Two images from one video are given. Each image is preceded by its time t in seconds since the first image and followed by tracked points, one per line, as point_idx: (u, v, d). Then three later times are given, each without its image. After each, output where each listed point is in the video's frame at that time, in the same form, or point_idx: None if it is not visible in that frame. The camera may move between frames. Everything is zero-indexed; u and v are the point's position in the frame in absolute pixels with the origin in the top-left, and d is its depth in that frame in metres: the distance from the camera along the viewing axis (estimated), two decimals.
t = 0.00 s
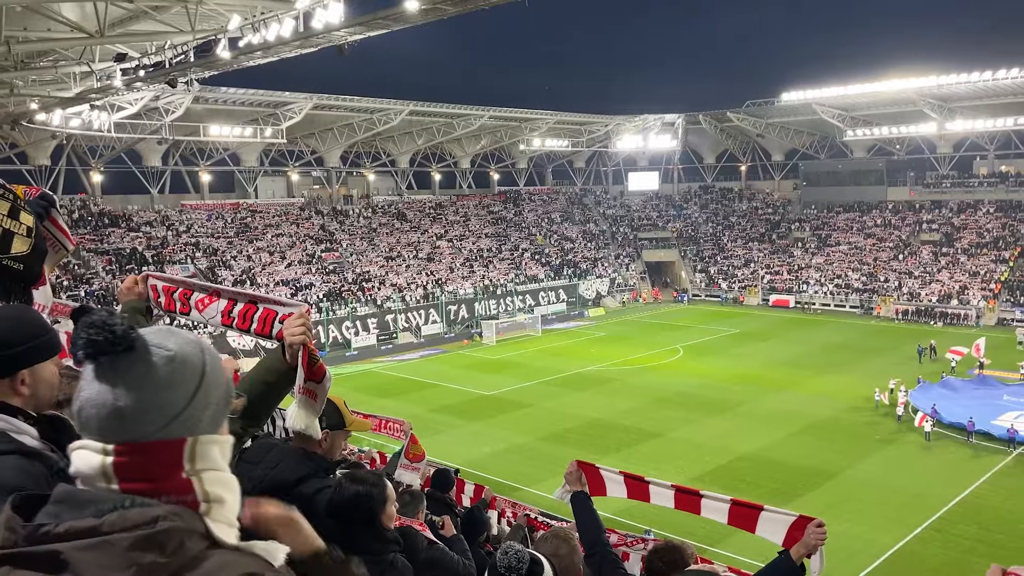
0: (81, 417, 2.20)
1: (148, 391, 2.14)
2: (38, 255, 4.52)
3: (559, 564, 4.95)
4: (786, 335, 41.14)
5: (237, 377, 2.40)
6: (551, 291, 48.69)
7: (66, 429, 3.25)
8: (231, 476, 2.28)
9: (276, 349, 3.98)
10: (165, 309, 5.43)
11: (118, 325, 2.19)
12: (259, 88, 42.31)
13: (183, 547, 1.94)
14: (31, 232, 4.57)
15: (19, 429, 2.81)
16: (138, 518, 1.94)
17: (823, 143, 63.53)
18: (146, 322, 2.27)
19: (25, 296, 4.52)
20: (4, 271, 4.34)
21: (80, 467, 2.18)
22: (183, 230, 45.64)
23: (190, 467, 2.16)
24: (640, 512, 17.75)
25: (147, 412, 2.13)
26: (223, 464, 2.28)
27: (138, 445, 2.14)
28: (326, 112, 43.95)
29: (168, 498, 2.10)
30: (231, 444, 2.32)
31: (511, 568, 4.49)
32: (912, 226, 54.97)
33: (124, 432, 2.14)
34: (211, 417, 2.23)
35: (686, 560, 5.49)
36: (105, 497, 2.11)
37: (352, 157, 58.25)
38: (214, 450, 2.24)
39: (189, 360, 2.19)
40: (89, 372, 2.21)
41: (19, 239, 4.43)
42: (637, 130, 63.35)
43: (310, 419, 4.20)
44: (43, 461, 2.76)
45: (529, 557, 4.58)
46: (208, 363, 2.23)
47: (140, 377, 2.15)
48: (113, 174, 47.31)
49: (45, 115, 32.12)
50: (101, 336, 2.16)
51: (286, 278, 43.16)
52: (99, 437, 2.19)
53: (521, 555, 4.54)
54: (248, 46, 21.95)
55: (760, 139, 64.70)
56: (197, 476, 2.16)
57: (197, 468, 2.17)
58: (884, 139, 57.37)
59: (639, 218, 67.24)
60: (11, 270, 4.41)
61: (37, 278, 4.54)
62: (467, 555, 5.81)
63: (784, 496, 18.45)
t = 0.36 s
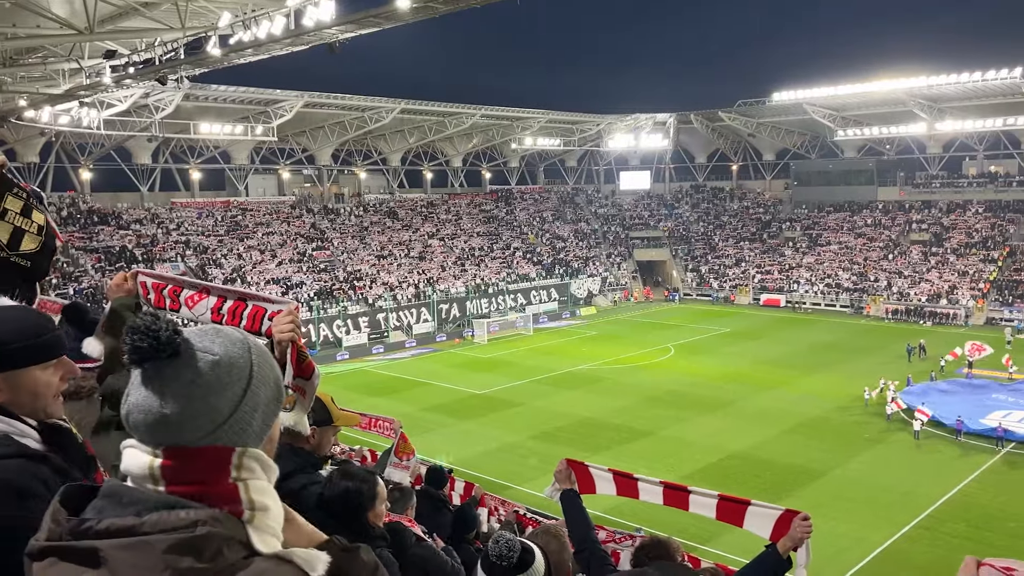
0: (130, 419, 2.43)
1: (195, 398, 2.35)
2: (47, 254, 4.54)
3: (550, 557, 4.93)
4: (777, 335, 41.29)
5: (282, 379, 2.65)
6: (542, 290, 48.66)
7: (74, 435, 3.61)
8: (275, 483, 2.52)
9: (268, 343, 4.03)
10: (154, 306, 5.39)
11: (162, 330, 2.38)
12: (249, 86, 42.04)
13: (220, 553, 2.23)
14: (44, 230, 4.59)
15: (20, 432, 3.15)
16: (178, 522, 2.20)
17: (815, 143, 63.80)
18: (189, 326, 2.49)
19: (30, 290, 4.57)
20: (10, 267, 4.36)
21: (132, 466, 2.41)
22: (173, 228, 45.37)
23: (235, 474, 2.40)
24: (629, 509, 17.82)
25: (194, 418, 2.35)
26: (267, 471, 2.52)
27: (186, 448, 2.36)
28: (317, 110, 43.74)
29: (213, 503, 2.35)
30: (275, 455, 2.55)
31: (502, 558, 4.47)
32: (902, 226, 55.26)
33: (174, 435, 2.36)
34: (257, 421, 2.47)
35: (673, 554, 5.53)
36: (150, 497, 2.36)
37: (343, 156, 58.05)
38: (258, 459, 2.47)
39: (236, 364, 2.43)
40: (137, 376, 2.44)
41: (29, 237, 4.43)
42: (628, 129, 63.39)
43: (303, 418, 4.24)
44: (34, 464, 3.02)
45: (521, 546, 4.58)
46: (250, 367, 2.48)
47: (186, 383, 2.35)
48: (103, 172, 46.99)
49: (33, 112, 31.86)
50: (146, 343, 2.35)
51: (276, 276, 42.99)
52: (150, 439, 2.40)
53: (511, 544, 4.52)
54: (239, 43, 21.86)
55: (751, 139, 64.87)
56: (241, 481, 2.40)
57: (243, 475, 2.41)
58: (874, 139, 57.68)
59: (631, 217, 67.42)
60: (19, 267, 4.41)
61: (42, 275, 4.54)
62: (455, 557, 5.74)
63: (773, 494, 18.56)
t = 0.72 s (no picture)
0: (152, 420, 2.46)
1: (211, 398, 2.36)
2: (63, 252, 4.64)
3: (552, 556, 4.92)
4: (770, 336, 41.41)
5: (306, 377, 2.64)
6: (536, 292, 48.69)
7: (90, 444, 3.53)
8: (301, 484, 2.50)
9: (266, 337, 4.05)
10: (149, 305, 5.41)
11: (181, 329, 2.40)
12: (242, 86, 41.92)
13: (242, 556, 2.18)
14: (57, 229, 4.70)
15: (37, 443, 3.13)
16: (206, 521, 2.20)
17: (807, 145, 64.04)
18: (210, 325, 2.50)
19: (53, 294, 4.63)
20: (35, 267, 4.47)
21: (156, 461, 2.42)
22: (166, 229, 45.18)
23: (257, 475, 2.38)
24: (622, 511, 17.82)
25: (212, 417, 2.36)
26: (291, 472, 2.50)
27: (208, 448, 2.36)
28: (311, 111, 43.65)
29: (238, 502, 2.34)
30: (297, 459, 2.52)
31: (505, 553, 4.46)
32: (894, 229, 55.51)
33: (195, 434, 2.38)
34: (276, 421, 2.46)
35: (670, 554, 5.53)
36: (174, 494, 2.37)
37: (337, 157, 57.98)
38: (279, 459, 2.45)
39: (254, 363, 2.42)
40: (159, 376, 2.46)
41: (47, 234, 4.54)
42: (622, 131, 63.51)
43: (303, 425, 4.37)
44: (44, 477, 3.04)
45: (524, 542, 4.56)
46: (270, 366, 2.47)
47: (203, 383, 2.37)
48: (95, 172, 46.80)
49: (25, 112, 31.67)
50: (163, 342, 2.38)
51: (269, 277, 42.93)
52: (172, 438, 2.42)
53: (515, 540, 4.51)
54: (233, 44, 21.80)
55: (744, 141, 65.09)
56: (263, 483, 2.38)
57: (264, 475, 2.38)
58: (867, 142, 57.94)
59: (624, 219, 67.57)
60: (39, 265, 4.52)
61: (61, 273, 4.64)
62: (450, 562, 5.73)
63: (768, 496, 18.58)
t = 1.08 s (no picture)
0: (132, 415, 2.47)
1: (184, 393, 2.35)
2: (66, 255, 4.71)
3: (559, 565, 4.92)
4: (765, 340, 41.50)
5: (286, 376, 2.62)
6: (531, 295, 48.68)
7: (72, 441, 3.56)
8: (277, 483, 2.48)
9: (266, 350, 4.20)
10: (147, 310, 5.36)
11: (157, 326, 2.43)
12: (238, 89, 41.87)
13: (208, 553, 2.21)
14: (61, 231, 4.74)
15: (17, 443, 3.16)
16: (173, 517, 2.23)
17: (802, 149, 64.20)
18: (190, 324, 2.52)
19: (53, 294, 4.70)
20: (39, 269, 4.52)
21: (135, 456, 2.41)
22: (161, 231, 45.05)
23: (227, 470, 2.35)
24: (616, 515, 17.83)
25: (185, 411, 2.35)
26: (267, 471, 2.48)
27: (180, 442, 2.35)
28: (307, 114, 43.64)
29: (208, 499, 2.32)
30: (273, 457, 2.50)
31: (519, 567, 4.42)
32: (889, 233, 55.68)
33: (168, 428, 2.36)
34: (249, 419, 2.44)
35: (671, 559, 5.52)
36: (149, 488, 2.36)
37: (332, 160, 57.95)
38: (253, 457, 2.42)
39: (227, 361, 2.42)
40: (140, 371, 2.48)
41: (51, 237, 4.60)
42: (618, 135, 63.59)
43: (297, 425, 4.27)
44: (26, 479, 3.01)
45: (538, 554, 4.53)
46: (244, 364, 2.46)
47: (179, 381, 2.37)
48: (90, 175, 46.67)
49: (20, 115, 31.52)
50: (142, 336, 2.41)
51: (264, 280, 42.90)
52: (148, 431, 2.41)
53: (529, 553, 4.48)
54: (229, 46, 21.78)
55: (740, 145, 65.26)
56: (234, 482, 2.35)
57: (236, 472, 2.35)
58: (862, 146, 58.17)
59: (620, 223, 67.67)
60: (44, 267, 4.58)
61: (65, 274, 4.71)
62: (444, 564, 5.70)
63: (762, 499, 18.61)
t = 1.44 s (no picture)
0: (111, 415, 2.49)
1: (159, 390, 2.37)
2: (61, 261, 4.69)
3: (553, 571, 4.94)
4: (760, 344, 41.58)
5: (267, 377, 2.62)
6: (527, 299, 48.69)
7: (46, 445, 3.56)
8: (252, 482, 2.47)
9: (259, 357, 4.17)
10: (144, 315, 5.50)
11: (136, 324, 2.48)
12: (233, 94, 41.81)
13: (180, 548, 2.19)
14: (56, 238, 4.74)
15: None
16: (144, 515, 2.22)
17: (797, 155, 64.43)
18: (169, 324, 2.55)
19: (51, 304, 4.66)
20: (31, 276, 4.49)
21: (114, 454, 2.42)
22: (156, 236, 44.87)
23: (201, 468, 2.35)
24: (612, 518, 17.81)
25: (160, 408, 2.36)
26: (243, 470, 2.47)
27: (155, 439, 2.36)
28: (302, 118, 43.57)
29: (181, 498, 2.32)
30: (249, 457, 2.49)
31: None
32: (883, 238, 55.91)
33: (145, 425, 2.38)
34: (223, 418, 2.43)
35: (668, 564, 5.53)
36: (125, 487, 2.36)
37: (328, 164, 57.85)
38: (228, 457, 2.42)
39: (202, 359, 2.42)
40: (120, 371, 2.51)
41: (45, 243, 4.58)
42: (613, 140, 63.72)
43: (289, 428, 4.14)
44: (4, 477, 2.98)
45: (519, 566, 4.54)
46: (221, 363, 2.46)
47: (154, 379, 2.38)
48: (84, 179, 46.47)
49: (14, 119, 31.41)
50: (121, 335, 2.45)
51: (259, 285, 42.81)
52: (126, 429, 2.42)
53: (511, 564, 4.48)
54: (224, 51, 21.74)
55: (735, 150, 65.42)
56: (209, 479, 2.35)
57: (210, 470, 2.35)
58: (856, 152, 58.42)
59: (615, 228, 67.76)
60: (39, 274, 4.56)
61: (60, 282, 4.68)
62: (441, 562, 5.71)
63: (757, 504, 18.60)
